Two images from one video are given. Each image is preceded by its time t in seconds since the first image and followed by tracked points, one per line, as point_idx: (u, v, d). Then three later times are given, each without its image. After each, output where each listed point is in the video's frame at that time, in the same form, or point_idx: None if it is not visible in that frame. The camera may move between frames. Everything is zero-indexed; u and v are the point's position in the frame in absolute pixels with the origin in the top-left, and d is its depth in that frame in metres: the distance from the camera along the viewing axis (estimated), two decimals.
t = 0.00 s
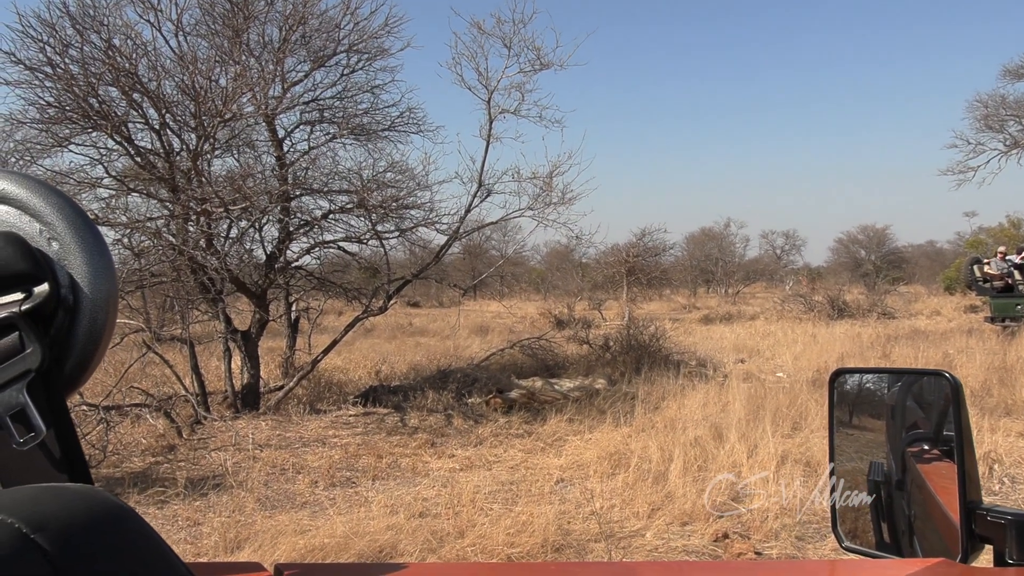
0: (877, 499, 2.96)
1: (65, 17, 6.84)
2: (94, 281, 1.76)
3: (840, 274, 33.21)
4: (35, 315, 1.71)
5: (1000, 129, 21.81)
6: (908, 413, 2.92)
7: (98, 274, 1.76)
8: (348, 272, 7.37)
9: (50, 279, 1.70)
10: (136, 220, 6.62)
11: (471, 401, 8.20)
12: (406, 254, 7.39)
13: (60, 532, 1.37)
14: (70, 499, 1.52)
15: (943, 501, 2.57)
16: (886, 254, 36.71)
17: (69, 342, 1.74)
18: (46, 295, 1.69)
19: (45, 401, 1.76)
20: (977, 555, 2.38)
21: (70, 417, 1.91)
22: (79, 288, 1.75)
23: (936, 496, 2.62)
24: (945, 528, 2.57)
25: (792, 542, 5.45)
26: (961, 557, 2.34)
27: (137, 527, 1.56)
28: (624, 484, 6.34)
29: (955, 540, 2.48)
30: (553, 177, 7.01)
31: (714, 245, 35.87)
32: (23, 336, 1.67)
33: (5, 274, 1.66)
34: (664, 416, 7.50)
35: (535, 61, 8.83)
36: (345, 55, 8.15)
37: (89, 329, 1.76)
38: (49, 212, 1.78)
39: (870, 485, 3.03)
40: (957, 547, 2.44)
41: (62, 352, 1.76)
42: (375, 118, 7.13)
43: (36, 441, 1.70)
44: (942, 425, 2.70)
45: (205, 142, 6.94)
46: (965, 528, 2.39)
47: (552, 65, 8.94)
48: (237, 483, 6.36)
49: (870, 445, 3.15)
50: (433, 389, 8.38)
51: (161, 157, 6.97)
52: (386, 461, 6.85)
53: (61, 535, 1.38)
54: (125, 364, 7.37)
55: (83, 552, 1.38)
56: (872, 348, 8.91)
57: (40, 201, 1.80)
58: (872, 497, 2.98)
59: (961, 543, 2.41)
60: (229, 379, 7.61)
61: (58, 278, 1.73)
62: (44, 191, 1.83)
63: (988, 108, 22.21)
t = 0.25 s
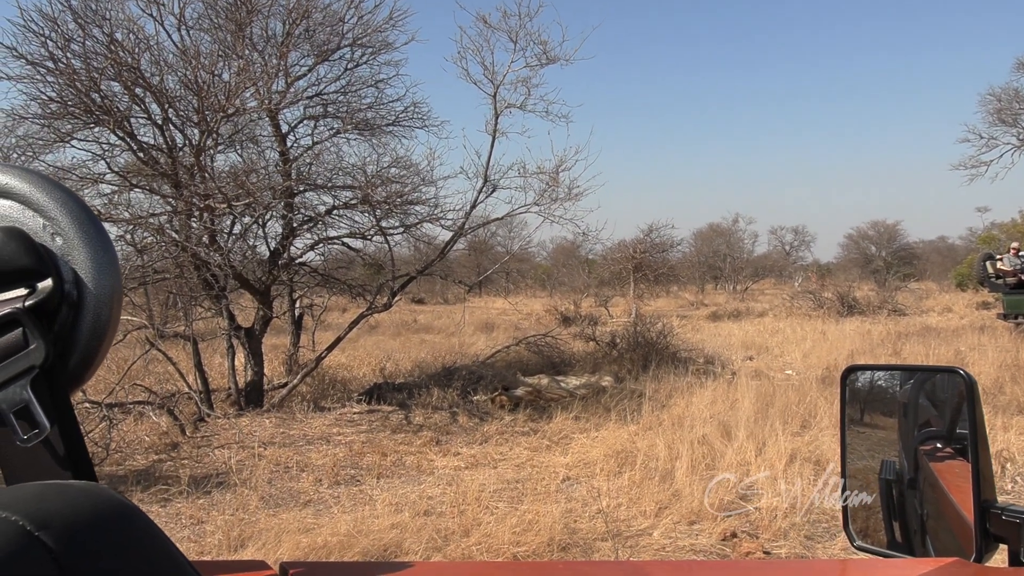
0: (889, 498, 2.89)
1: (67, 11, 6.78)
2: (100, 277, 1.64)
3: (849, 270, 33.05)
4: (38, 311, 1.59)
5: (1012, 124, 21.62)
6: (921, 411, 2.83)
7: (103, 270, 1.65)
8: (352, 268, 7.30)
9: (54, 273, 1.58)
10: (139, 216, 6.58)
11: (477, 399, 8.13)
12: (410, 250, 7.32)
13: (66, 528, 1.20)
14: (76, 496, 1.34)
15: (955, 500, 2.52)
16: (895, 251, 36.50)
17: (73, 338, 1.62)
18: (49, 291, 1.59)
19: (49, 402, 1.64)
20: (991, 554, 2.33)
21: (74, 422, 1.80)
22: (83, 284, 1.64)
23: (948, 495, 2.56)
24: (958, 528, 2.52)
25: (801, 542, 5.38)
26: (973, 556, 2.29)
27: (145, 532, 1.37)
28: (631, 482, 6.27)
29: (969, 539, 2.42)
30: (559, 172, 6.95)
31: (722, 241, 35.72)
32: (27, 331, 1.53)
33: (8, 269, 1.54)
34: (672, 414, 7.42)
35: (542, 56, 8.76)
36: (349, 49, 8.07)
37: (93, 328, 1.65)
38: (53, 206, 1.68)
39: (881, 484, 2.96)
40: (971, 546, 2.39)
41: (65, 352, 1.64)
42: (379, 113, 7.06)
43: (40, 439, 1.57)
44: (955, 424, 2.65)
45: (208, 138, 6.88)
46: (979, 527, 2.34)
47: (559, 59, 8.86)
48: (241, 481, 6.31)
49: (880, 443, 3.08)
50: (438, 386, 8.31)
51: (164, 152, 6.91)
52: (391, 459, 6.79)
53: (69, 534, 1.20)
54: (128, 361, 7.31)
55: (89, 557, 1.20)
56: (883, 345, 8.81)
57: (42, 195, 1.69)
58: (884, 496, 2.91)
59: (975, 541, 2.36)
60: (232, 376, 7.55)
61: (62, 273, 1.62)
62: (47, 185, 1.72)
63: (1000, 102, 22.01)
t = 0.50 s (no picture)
0: (900, 496, 2.79)
1: (61, 4, 6.66)
2: (95, 274, 1.57)
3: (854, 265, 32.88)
4: (33, 309, 1.53)
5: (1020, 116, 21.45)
6: (931, 407, 2.74)
7: (98, 267, 1.58)
8: (352, 264, 7.19)
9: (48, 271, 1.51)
10: (135, 213, 6.48)
11: (479, 397, 8.03)
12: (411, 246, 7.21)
13: (65, 531, 1.05)
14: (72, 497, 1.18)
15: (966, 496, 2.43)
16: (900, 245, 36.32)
17: (69, 339, 1.55)
18: (44, 286, 1.52)
19: (45, 401, 1.51)
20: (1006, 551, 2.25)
21: (78, 425, 1.68)
22: (78, 280, 1.57)
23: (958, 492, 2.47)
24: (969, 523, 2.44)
25: (809, 541, 5.28)
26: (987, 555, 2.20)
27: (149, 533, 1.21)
28: (636, 480, 6.18)
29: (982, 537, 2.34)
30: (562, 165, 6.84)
31: (727, 237, 35.56)
32: (22, 328, 1.45)
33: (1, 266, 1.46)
34: (677, 411, 7.32)
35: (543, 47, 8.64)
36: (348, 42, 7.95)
37: (90, 323, 1.58)
38: (47, 202, 1.61)
39: (891, 481, 2.86)
40: (984, 543, 2.32)
41: (61, 350, 1.57)
42: (379, 106, 6.95)
43: (37, 439, 1.46)
44: (966, 419, 2.55)
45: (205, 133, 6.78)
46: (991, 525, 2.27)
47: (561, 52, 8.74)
48: (240, 481, 6.21)
49: (891, 441, 2.99)
50: (440, 384, 8.21)
51: (160, 148, 6.80)
52: (392, 458, 6.69)
53: (65, 538, 1.04)
54: (125, 359, 7.21)
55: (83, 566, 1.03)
56: (892, 340, 8.70)
57: (34, 189, 1.62)
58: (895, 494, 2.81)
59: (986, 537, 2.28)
60: (231, 375, 7.45)
61: (57, 270, 1.55)
62: (38, 178, 1.65)
63: (1009, 93, 21.82)
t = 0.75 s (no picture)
0: (912, 496, 2.66)
1: None
2: (91, 266, 1.51)
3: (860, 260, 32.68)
4: (25, 302, 1.45)
5: None
6: (944, 406, 2.59)
7: (94, 258, 1.51)
8: (351, 259, 7.05)
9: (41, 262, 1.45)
10: (129, 206, 6.35)
11: (480, 394, 7.89)
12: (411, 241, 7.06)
13: (59, 529, 1.01)
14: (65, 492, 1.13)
15: (982, 496, 2.30)
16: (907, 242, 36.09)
17: (63, 333, 1.49)
18: (38, 280, 1.44)
19: (38, 395, 1.46)
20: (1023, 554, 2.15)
21: (69, 419, 1.62)
22: (74, 273, 1.50)
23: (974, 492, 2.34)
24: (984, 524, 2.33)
25: (818, 542, 5.16)
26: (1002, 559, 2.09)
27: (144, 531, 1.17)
28: (641, 480, 6.05)
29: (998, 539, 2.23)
30: (567, 157, 6.70)
31: (734, 233, 35.37)
32: (16, 322, 1.39)
33: None
34: (683, 409, 7.17)
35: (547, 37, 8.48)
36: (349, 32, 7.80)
37: (84, 319, 1.51)
38: (41, 194, 1.54)
39: (903, 482, 2.73)
40: (1000, 545, 2.21)
41: (54, 343, 1.50)
42: (379, 98, 6.81)
43: (31, 435, 1.38)
44: (981, 417, 2.42)
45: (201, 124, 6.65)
46: (1008, 527, 2.16)
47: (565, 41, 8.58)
48: (237, 479, 6.08)
49: (905, 441, 2.83)
50: (441, 381, 8.08)
51: (155, 140, 6.66)
52: (391, 457, 6.56)
53: (58, 537, 0.99)
54: (119, 355, 7.08)
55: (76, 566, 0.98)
56: (902, 338, 8.55)
57: (27, 180, 1.56)
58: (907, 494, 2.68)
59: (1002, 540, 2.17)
60: (227, 372, 7.32)
61: (51, 262, 1.49)
62: (31, 170, 1.59)
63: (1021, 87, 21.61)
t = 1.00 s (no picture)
0: (928, 497, 2.69)
1: None
2: (90, 258, 1.52)
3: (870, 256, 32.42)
4: (24, 295, 1.46)
5: None
6: (962, 404, 2.58)
7: (93, 250, 1.53)
8: (353, 253, 6.91)
9: (41, 255, 1.46)
10: (127, 198, 6.23)
11: (485, 391, 7.76)
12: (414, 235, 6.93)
13: (59, 526, 1.00)
14: (68, 488, 1.13)
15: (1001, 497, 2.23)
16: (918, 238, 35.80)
17: (63, 326, 1.49)
18: (38, 272, 1.45)
19: (35, 391, 1.46)
20: None
21: (69, 416, 1.60)
22: (73, 266, 1.52)
23: (992, 493, 2.27)
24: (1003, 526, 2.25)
25: (830, 543, 5.03)
26: None
27: (146, 528, 1.16)
28: (648, 479, 5.92)
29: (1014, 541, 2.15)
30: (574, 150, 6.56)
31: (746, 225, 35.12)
32: (14, 315, 1.39)
33: None
34: (692, 407, 7.03)
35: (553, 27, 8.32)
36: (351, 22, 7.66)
37: (84, 311, 1.51)
38: (40, 183, 1.55)
39: (918, 481, 2.76)
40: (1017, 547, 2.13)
41: (54, 336, 1.51)
42: (381, 89, 6.68)
43: (29, 431, 1.38)
44: (1000, 417, 2.40)
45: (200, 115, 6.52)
46: None
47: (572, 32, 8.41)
48: (237, 477, 5.97)
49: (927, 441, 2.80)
50: (445, 378, 7.94)
51: (154, 131, 6.54)
52: (394, 455, 6.43)
53: (58, 533, 0.99)
54: (117, 351, 6.96)
55: (76, 560, 0.98)
56: (917, 335, 8.38)
57: (27, 171, 1.57)
58: (923, 495, 2.70)
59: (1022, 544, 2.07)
60: (227, 368, 7.20)
61: (50, 254, 1.50)
62: (32, 159, 1.60)
63: None
